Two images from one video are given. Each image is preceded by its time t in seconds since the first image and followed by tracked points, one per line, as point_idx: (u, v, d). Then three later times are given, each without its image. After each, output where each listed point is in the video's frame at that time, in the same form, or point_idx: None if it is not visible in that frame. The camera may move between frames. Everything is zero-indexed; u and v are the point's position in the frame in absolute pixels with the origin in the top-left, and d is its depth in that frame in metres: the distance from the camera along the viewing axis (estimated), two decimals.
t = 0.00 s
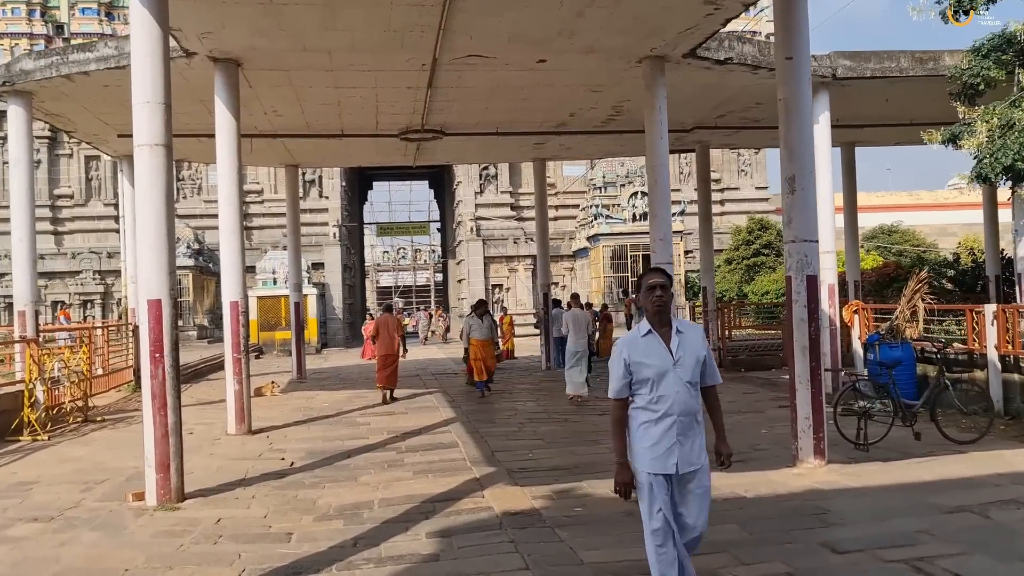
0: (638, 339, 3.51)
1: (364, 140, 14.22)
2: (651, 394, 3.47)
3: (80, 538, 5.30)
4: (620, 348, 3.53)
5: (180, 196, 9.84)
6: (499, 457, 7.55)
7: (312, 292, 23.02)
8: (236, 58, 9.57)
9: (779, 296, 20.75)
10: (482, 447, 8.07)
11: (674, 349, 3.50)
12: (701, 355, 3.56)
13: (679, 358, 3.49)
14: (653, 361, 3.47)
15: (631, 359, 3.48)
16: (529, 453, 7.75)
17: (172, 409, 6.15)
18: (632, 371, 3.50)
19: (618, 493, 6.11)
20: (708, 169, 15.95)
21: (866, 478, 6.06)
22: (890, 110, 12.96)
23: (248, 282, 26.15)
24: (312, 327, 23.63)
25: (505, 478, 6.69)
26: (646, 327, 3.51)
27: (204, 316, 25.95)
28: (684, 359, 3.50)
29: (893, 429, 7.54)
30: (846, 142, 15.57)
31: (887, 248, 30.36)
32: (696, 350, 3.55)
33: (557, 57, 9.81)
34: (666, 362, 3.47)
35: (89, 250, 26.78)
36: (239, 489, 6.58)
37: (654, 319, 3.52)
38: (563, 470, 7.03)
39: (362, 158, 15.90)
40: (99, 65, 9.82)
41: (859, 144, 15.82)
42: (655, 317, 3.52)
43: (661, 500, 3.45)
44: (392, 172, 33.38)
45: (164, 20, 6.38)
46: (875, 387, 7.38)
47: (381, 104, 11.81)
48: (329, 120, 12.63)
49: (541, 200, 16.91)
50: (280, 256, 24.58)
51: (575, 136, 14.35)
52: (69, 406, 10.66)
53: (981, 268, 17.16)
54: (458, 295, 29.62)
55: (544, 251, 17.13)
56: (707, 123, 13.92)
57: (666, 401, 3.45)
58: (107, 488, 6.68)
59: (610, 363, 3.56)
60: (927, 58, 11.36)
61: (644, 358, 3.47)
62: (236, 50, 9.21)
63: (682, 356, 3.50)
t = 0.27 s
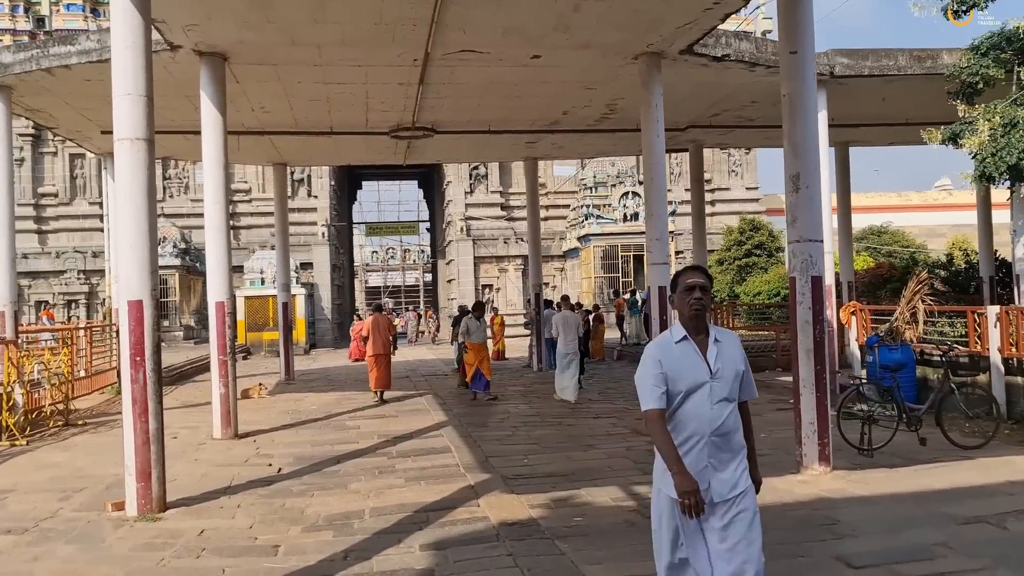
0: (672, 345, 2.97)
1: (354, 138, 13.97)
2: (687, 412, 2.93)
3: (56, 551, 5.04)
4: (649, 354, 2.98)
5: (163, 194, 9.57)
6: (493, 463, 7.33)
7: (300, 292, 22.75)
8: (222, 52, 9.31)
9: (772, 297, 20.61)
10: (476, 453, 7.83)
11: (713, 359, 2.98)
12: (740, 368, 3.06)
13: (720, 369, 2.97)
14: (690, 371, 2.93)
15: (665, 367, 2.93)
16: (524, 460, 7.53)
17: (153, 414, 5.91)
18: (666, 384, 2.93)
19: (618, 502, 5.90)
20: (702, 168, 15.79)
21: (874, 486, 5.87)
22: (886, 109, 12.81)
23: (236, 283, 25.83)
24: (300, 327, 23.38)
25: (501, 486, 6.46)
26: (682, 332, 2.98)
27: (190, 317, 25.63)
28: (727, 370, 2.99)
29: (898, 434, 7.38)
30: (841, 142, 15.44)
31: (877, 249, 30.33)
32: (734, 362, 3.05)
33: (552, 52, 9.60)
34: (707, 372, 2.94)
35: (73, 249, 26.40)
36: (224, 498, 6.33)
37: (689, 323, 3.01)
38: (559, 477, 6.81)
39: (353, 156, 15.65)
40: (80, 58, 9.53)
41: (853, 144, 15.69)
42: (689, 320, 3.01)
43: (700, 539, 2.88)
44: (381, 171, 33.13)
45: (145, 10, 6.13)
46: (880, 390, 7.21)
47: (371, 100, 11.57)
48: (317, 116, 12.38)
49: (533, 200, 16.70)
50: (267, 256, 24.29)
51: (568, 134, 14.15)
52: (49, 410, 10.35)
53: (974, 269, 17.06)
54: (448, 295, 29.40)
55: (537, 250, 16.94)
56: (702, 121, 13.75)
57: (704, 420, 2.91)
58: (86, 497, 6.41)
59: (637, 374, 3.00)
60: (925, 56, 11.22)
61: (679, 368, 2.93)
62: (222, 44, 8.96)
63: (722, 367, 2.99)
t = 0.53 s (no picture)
0: (743, 350, 2.67)
1: (347, 132, 13.71)
2: (753, 428, 2.63)
3: (36, 560, 4.80)
4: (715, 360, 2.70)
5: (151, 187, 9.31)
6: (492, 466, 7.11)
7: (291, 288, 22.46)
8: (212, 41, 9.05)
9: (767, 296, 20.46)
10: (473, 455, 7.61)
11: (789, 370, 2.67)
12: (818, 382, 2.73)
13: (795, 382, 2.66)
14: (762, 383, 2.63)
15: (731, 377, 2.64)
16: (524, 462, 7.32)
17: (140, 415, 5.67)
18: (731, 395, 2.64)
19: (623, 507, 5.69)
20: (700, 165, 15.60)
21: (888, 492, 5.67)
22: (888, 105, 12.63)
23: (225, 279, 25.52)
24: (291, 324, 23.12)
25: (501, 490, 6.24)
26: (754, 338, 2.68)
27: (179, 313, 25.30)
28: (802, 384, 2.67)
29: (907, 437, 7.20)
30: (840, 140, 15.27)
31: (870, 248, 30.22)
32: (812, 376, 2.72)
33: (551, 44, 9.38)
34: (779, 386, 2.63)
35: (60, 245, 26.03)
36: (214, 502, 6.10)
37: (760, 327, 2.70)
38: (560, 480, 6.60)
39: (346, 150, 15.39)
40: (66, 47, 9.26)
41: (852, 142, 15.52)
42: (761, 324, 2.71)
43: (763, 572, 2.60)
44: (373, 167, 32.83)
45: None
46: (889, 392, 7.03)
47: (365, 93, 11.32)
48: (309, 110, 12.13)
49: (529, 197, 16.48)
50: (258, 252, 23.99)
51: (565, 129, 13.92)
52: (33, 408, 10.07)
53: (972, 269, 16.93)
54: (441, 293, 29.15)
55: (532, 247, 16.72)
56: (701, 117, 13.55)
57: (772, 439, 2.62)
58: (69, 501, 6.16)
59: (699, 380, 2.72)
60: (930, 52, 11.02)
61: (749, 379, 2.64)
62: (213, 33, 8.69)
63: (797, 380, 2.67)
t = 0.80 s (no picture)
0: (840, 356, 2.35)
1: (342, 128, 13.46)
2: (847, 441, 2.32)
3: (21, 571, 4.55)
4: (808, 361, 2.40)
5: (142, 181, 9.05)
6: (496, 469, 6.88)
7: (284, 287, 22.18)
8: (206, 31, 8.79)
9: (766, 295, 20.29)
10: (476, 459, 7.38)
11: (899, 379, 2.32)
12: (936, 395, 2.36)
13: (904, 394, 2.31)
14: (862, 391, 2.30)
15: (826, 382, 2.33)
16: (528, 465, 7.08)
17: (130, 418, 5.41)
18: (823, 404, 2.34)
19: (635, 514, 5.47)
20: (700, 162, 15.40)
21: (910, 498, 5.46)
22: (893, 101, 12.38)
23: (218, 278, 25.21)
24: (284, 323, 22.85)
25: (506, 495, 6.02)
26: (856, 339, 2.35)
27: (171, 312, 24.99)
28: (914, 396, 2.31)
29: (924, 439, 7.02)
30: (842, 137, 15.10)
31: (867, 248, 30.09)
32: (929, 388, 2.35)
33: (553, 36, 9.15)
34: (883, 397, 2.30)
35: (50, 243, 25.69)
36: (207, 509, 5.85)
37: (863, 328, 2.38)
38: (567, 485, 6.37)
39: (342, 147, 15.15)
40: (55, 37, 8.99)
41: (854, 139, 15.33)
42: (864, 325, 2.38)
43: None
44: (367, 165, 32.55)
45: None
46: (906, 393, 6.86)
47: (362, 87, 11.06)
48: (305, 104, 11.87)
49: (528, 194, 16.25)
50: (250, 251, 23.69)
51: (565, 125, 13.70)
52: (20, 410, 9.80)
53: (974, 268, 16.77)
54: (435, 292, 28.90)
55: (530, 245, 16.50)
56: (703, 113, 13.34)
57: (870, 456, 2.29)
58: (56, 507, 5.91)
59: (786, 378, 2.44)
60: (937, 47, 10.74)
61: (847, 385, 2.32)
62: (206, 23, 8.43)
63: (908, 392, 2.32)
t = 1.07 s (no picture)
0: (969, 385, 1.83)
1: (337, 124, 13.21)
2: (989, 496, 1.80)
3: None
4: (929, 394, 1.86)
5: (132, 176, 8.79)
6: (497, 476, 6.65)
7: (277, 286, 21.89)
8: (197, 23, 8.54)
9: (765, 295, 20.12)
10: (476, 464, 7.16)
11: None
12: None
13: None
14: (1008, 429, 1.79)
15: (959, 420, 1.81)
16: (531, 472, 6.86)
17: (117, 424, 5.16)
18: (957, 449, 1.82)
19: (643, 524, 5.25)
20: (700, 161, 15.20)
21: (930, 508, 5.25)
22: (898, 99, 12.25)
23: (210, 276, 24.91)
24: (277, 322, 22.59)
25: (508, 504, 5.79)
26: (991, 362, 1.83)
27: (162, 311, 24.68)
28: None
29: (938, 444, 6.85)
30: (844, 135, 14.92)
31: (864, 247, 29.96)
32: None
33: (555, 29, 8.92)
34: None
35: (39, 240, 25.35)
36: (197, 518, 5.61)
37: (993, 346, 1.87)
38: (571, 492, 6.15)
39: (337, 143, 14.91)
40: (41, 28, 8.72)
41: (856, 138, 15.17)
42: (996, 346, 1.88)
43: None
44: (361, 162, 32.26)
45: None
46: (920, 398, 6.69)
47: (357, 81, 10.82)
48: (299, 99, 11.62)
49: (525, 192, 16.02)
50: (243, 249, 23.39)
51: (564, 122, 13.48)
52: (5, 412, 9.53)
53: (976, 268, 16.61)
54: (430, 290, 28.65)
55: (527, 244, 16.28)
56: (704, 110, 13.13)
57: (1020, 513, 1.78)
58: (39, 516, 5.67)
59: (899, 426, 1.94)
60: (944, 43, 10.60)
61: (987, 422, 1.80)
62: (198, 14, 8.18)
63: None
